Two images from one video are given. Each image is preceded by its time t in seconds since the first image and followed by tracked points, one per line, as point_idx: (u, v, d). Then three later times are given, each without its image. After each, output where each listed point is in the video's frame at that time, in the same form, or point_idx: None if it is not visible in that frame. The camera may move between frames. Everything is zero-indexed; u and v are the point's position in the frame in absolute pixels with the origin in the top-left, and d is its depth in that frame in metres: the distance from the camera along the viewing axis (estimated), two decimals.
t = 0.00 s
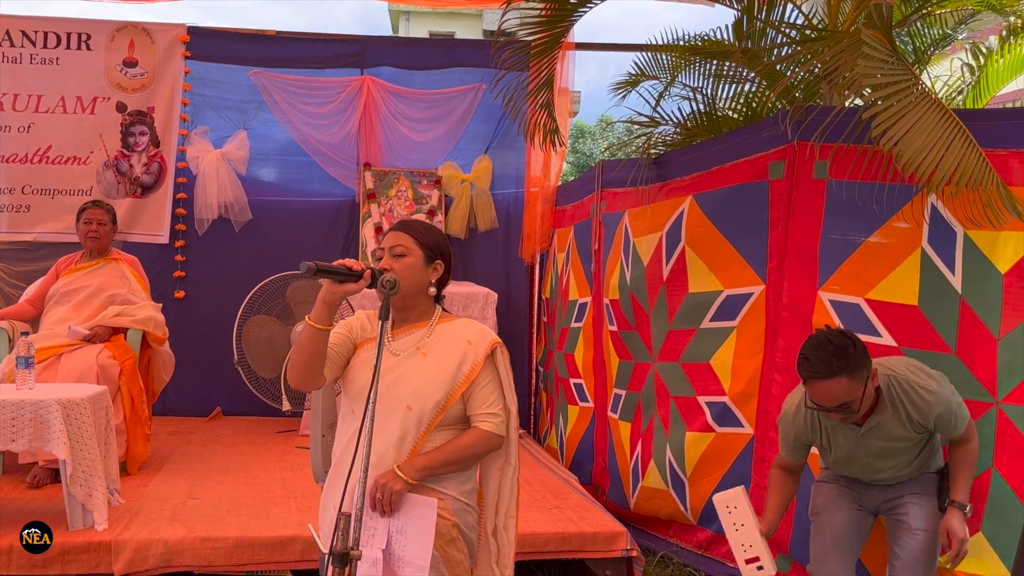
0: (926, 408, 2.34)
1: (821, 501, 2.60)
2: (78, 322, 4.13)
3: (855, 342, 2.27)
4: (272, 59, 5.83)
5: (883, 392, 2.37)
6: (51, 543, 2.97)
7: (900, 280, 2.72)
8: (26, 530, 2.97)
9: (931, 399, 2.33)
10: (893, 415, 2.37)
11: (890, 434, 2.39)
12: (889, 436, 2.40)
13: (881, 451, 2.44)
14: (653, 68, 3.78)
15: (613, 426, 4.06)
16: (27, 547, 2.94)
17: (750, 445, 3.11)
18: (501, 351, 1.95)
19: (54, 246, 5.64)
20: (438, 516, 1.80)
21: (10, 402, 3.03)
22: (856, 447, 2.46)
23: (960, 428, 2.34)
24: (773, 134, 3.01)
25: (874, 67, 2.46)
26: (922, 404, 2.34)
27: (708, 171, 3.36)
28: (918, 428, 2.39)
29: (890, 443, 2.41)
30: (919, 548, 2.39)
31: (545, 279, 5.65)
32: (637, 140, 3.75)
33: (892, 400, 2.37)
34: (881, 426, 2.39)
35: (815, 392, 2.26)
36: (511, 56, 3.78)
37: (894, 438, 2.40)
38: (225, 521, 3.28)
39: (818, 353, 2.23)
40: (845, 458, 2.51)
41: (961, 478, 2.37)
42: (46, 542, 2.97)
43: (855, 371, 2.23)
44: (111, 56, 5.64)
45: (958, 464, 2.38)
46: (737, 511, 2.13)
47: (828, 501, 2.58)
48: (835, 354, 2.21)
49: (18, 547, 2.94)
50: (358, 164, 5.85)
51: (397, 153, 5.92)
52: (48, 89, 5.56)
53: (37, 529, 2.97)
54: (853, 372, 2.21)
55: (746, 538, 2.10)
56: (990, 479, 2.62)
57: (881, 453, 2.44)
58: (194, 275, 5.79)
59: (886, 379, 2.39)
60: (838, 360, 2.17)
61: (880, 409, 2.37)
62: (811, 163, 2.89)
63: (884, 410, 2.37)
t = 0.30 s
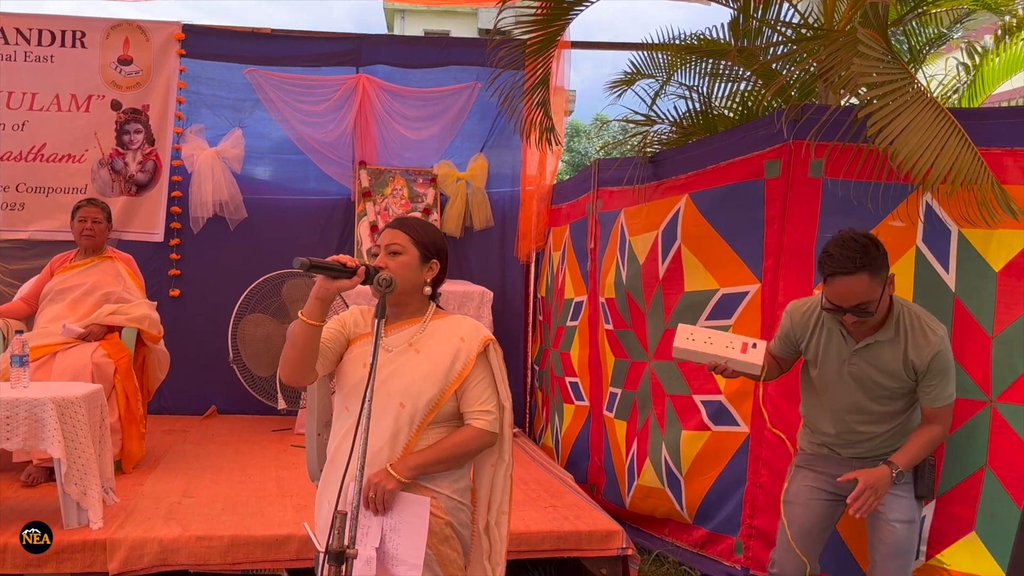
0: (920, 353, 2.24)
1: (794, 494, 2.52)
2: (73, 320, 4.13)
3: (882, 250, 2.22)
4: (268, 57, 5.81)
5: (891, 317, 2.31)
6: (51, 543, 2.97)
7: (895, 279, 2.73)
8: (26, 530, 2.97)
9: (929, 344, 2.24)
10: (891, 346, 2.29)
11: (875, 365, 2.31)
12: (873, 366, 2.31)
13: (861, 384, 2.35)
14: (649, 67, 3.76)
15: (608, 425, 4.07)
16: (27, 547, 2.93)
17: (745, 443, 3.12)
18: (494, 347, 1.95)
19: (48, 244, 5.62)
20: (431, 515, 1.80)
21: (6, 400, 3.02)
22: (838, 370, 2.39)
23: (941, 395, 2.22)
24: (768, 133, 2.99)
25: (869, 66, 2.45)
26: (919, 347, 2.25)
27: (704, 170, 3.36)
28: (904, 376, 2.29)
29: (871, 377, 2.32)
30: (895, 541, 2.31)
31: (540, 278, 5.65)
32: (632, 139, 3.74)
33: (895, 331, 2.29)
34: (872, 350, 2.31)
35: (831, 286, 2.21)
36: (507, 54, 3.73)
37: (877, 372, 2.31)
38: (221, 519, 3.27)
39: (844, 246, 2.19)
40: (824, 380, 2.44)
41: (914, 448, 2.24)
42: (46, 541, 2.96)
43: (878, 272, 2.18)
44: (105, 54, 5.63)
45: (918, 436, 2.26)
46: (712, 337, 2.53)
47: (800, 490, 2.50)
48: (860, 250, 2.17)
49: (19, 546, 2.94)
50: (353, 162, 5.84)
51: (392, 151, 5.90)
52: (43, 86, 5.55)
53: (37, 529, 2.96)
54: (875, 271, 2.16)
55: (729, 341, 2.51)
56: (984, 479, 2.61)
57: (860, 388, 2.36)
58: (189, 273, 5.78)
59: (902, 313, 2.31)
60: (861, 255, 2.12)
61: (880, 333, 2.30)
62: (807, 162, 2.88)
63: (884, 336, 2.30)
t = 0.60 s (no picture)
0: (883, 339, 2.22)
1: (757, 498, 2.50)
2: (68, 318, 4.12)
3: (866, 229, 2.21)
4: (263, 55, 5.80)
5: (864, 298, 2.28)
6: (51, 543, 2.96)
7: (890, 277, 2.71)
8: (26, 530, 2.96)
9: (892, 331, 2.22)
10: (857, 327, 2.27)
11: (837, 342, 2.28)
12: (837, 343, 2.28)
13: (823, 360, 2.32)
14: (645, 65, 3.75)
15: (604, 422, 4.07)
16: (27, 547, 2.93)
17: (740, 441, 3.12)
18: (487, 347, 1.94)
19: (43, 242, 5.61)
20: (423, 513, 1.80)
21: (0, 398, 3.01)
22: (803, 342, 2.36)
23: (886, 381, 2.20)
24: (764, 130, 3.00)
25: (864, 64, 2.45)
26: (884, 332, 2.23)
27: (699, 168, 3.37)
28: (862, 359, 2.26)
29: (833, 354, 2.30)
30: (862, 537, 2.30)
31: (536, 276, 5.65)
32: (629, 137, 3.78)
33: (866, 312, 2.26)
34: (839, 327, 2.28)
35: (817, 258, 2.17)
36: (501, 53, 3.74)
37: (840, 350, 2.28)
38: (215, 517, 3.27)
39: (830, 218, 2.17)
40: (789, 351, 2.41)
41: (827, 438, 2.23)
42: (46, 541, 2.95)
43: (862, 248, 2.16)
44: (100, 51, 5.62)
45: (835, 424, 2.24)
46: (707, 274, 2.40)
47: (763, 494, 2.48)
48: (846, 224, 2.15)
49: (20, 546, 2.94)
50: (349, 160, 5.84)
51: (388, 149, 5.90)
52: (37, 84, 5.54)
53: (37, 529, 2.96)
54: (859, 246, 2.14)
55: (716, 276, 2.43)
56: (979, 474, 2.55)
57: (820, 365, 2.33)
58: (184, 271, 5.77)
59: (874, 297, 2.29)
60: (848, 227, 2.10)
61: (851, 311, 2.28)
62: (802, 160, 2.88)
63: (855, 314, 2.27)
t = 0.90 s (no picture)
0: (842, 323, 2.27)
1: (735, 492, 2.56)
2: (62, 316, 4.11)
3: (805, 222, 2.31)
4: (258, 53, 5.80)
5: (816, 288, 2.36)
6: (52, 543, 2.95)
7: (886, 274, 2.70)
8: (26, 530, 2.94)
9: (851, 314, 2.27)
10: (815, 316, 2.33)
11: (796, 335, 2.35)
12: (796, 336, 2.35)
13: (784, 354, 2.39)
14: (640, 63, 3.74)
15: (600, 420, 4.07)
16: (27, 547, 2.92)
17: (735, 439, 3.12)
18: (482, 346, 1.94)
19: (38, 239, 5.61)
20: (416, 511, 1.80)
21: None
22: (764, 340, 2.44)
23: (853, 362, 2.24)
24: (759, 128, 3.01)
25: (859, 62, 2.46)
26: (842, 317, 2.28)
27: (695, 166, 3.37)
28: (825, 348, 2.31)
29: (795, 347, 2.36)
30: (841, 527, 2.36)
31: (532, 274, 5.65)
32: (624, 135, 3.77)
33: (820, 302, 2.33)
34: (795, 320, 2.36)
35: (752, 252, 2.31)
36: (496, 51, 3.76)
37: (801, 342, 2.35)
38: (210, 515, 3.27)
39: (765, 216, 2.29)
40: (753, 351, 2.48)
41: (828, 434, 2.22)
42: (46, 542, 2.95)
43: (797, 241, 2.27)
44: (95, 49, 5.61)
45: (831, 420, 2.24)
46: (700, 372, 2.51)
47: (740, 491, 2.54)
48: (780, 220, 2.27)
49: (20, 546, 2.93)
50: (344, 157, 5.82)
51: (383, 147, 5.91)
52: (32, 81, 5.54)
53: (37, 529, 2.94)
54: (792, 239, 2.25)
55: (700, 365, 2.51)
56: (974, 473, 2.53)
57: (783, 360, 2.40)
58: (180, 269, 5.77)
59: (829, 285, 2.35)
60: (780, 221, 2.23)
61: (804, 302, 2.35)
62: (797, 158, 2.89)
63: (810, 305, 2.34)
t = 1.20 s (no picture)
0: (819, 311, 2.30)
1: (731, 489, 2.57)
2: (59, 314, 4.11)
3: (772, 218, 2.34)
4: (253, 51, 5.78)
5: (792, 282, 2.39)
6: (51, 543, 2.95)
7: (883, 272, 2.71)
8: (25, 530, 2.94)
9: (827, 301, 2.31)
10: (792, 309, 2.36)
11: (777, 330, 2.38)
12: (777, 331, 2.38)
13: (768, 350, 2.41)
14: (637, 61, 3.74)
15: (596, 418, 4.08)
16: (27, 547, 2.92)
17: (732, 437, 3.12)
18: (479, 344, 1.95)
19: (34, 238, 5.60)
20: (413, 509, 1.80)
21: None
22: (747, 340, 2.47)
23: (834, 346, 2.27)
24: (756, 127, 3.00)
25: (857, 60, 2.45)
26: (818, 305, 2.32)
27: (692, 164, 3.37)
28: (805, 339, 2.34)
29: (777, 342, 2.39)
30: (837, 522, 2.36)
31: (529, 272, 5.65)
32: (621, 133, 3.78)
33: (796, 294, 2.37)
34: (775, 315, 2.39)
35: (721, 251, 2.34)
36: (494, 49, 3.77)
37: (782, 337, 2.37)
38: (208, 514, 3.26)
39: (732, 216, 2.33)
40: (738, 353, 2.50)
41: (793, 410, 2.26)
42: (46, 541, 2.94)
43: (764, 239, 2.29)
44: (92, 47, 5.60)
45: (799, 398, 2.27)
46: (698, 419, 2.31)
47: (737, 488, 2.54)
48: (745, 218, 2.30)
49: (19, 545, 2.93)
50: (341, 156, 5.82)
51: (380, 145, 5.91)
52: (28, 79, 5.53)
53: (37, 529, 2.94)
54: (759, 236, 2.27)
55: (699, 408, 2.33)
56: (970, 471, 2.53)
57: (767, 356, 2.42)
58: (177, 267, 5.76)
59: (803, 276, 2.39)
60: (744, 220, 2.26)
61: (780, 297, 2.39)
62: (795, 155, 2.89)
63: (787, 298, 2.37)
